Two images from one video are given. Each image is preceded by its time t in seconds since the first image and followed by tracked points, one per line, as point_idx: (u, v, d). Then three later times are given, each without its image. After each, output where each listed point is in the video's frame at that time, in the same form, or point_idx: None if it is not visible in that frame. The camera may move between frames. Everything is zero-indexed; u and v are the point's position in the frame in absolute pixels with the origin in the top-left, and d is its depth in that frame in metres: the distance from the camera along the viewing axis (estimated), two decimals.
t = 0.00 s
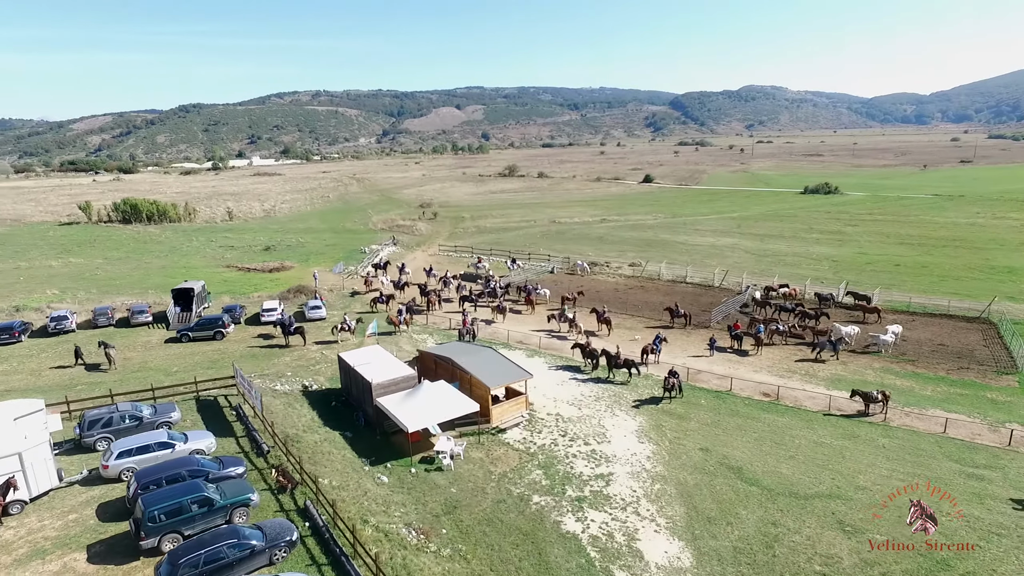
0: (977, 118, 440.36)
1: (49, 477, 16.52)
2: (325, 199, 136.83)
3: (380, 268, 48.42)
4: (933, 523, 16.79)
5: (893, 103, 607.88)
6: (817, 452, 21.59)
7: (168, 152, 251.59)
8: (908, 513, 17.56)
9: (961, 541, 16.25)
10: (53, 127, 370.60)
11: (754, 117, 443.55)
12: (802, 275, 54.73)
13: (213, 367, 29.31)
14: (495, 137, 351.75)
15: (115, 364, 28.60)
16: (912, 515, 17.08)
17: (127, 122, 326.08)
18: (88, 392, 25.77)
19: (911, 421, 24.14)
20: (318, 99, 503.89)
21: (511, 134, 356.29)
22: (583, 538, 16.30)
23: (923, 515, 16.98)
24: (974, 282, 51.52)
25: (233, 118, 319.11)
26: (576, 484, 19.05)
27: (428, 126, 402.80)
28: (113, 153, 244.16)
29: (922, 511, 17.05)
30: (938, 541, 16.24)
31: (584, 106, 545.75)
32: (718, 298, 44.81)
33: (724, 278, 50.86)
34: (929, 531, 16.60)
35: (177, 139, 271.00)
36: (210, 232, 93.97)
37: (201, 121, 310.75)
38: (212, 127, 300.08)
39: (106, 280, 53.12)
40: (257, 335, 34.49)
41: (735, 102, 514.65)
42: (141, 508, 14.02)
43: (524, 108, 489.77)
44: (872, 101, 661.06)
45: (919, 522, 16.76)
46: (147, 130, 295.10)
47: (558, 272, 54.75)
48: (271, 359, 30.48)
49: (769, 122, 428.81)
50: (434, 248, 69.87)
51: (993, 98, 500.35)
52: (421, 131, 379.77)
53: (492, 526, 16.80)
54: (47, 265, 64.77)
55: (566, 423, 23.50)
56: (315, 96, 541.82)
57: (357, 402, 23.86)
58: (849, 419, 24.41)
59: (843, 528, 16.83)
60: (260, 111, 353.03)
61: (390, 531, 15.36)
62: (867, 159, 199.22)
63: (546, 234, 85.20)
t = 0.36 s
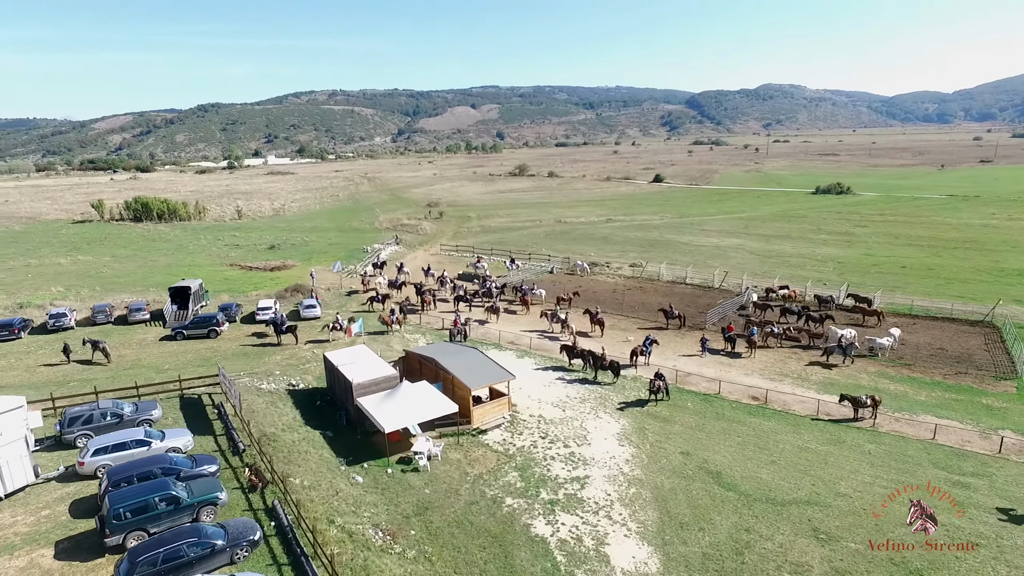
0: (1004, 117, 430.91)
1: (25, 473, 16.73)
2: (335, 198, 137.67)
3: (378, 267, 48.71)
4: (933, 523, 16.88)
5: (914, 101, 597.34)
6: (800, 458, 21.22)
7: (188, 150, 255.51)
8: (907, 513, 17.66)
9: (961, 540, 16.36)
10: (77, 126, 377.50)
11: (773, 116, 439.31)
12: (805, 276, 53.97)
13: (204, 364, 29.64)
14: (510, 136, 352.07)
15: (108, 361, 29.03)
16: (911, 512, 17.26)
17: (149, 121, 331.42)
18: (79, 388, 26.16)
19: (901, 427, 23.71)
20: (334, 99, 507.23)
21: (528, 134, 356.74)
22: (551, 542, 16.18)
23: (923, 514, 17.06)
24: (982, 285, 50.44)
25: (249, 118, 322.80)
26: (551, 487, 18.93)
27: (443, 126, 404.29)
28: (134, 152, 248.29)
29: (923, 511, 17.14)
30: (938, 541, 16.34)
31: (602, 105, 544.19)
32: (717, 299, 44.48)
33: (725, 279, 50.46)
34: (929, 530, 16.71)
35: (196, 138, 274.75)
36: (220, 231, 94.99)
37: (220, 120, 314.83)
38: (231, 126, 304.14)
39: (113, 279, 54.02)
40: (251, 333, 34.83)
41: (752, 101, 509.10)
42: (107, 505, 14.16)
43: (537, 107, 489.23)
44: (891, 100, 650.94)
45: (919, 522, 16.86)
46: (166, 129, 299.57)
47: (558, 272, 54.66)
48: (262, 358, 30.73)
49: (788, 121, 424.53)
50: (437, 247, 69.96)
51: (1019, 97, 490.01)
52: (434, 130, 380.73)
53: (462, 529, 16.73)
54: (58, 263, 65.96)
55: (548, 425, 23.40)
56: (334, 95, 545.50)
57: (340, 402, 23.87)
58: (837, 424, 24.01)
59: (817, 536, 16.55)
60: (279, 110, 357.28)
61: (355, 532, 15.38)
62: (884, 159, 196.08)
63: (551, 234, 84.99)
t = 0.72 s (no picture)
0: None
1: (6, 466, 17.09)
2: (348, 196, 138.82)
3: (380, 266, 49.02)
4: (933, 523, 16.92)
5: (942, 100, 582.96)
6: (783, 464, 20.87)
7: (212, 149, 259.90)
8: (908, 514, 17.70)
9: (961, 540, 16.41)
10: (106, 125, 385.97)
11: (796, 115, 433.05)
12: (812, 278, 53.03)
13: (198, 361, 30.06)
14: (531, 135, 352.45)
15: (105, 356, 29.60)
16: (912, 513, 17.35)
17: (175, 121, 337.65)
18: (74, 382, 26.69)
19: (892, 434, 23.20)
20: (353, 98, 511.33)
21: (546, 133, 356.38)
22: (518, 544, 16.12)
23: (923, 515, 17.10)
24: (995, 288, 49.12)
25: (271, 117, 327.16)
26: (525, 489, 18.84)
27: (462, 125, 405.87)
28: (160, 151, 253.05)
29: (923, 511, 17.17)
30: (938, 541, 16.39)
31: (623, 104, 541.66)
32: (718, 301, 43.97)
33: (729, 280, 49.85)
34: (929, 531, 16.74)
35: (220, 137, 279.23)
36: (234, 229, 96.31)
37: (244, 120, 319.57)
38: (254, 126, 308.74)
39: (123, 275, 55.12)
40: (248, 331, 35.27)
41: (775, 100, 501.64)
42: (76, 500, 14.43)
43: (555, 106, 488.29)
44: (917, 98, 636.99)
45: (919, 522, 16.92)
46: (191, 128, 305.19)
47: (560, 272, 54.49)
48: (255, 356, 31.08)
49: (811, 120, 418.20)
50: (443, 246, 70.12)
51: None
52: (452, 129, 382.15)
53: (430, 529, 16.71)
54: (74, 259, 67.45)
55: (530, 426, 23.30)
56: (355, 95, 550.78)
57: (325, 400, 24.03)
58: (826, 430, 23.58)
59: (790, 544, 16.27)
60: (300, 109, 361.09)
61: (321, 531, 15.47)
62: (907, 159, 191.93)
63: (560, 234, 84.72)
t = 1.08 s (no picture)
0: None
1: None
2: (360, 195, 139.83)
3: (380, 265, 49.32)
4: (933, 522, 17.01)
5: (968, 99, 570.65)
6: (763, 468, 20.64)
7: (232, 148, 263.16)
8: (908, 513, 17.84)
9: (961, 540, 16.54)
10: (130, 125, 393.02)
11: (818, 114, 427.66)
12: (816, 279, 52.34)
13: (192, 358, 30.54)
14: (547, 134, 352.08)
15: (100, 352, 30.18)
16: (912, 510, 17.55)
17: (197, 120, 342.67)
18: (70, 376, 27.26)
19: (880, 439, 22.86)
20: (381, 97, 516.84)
21: (564, 133, 355.62)
22: (486, 545, 16.12)
23: (923, 514, 17.22)
24: (1006, 291, 48.04)
25: (291, 116, 330.55)
26: (498, 490, 18.84)
27: (480, 123, 406.94)
28: (182, 149, 257.13)
29: (923, 511, 17.28)
30: (938, 540, 16.50)
31: (641, 103, 539.02)
32: (718, 301, 43.58)
33: (732, 282, 49.37)
34: (929, 530, 16.84)
35: (241, 136, 282.70)
36: (245, 228, 97.54)
37: (264, 119, 323.27)
38: (275, 125, 312.30)
39: (131, 272, 56.07)
40: (244, 329, 35.71)
41: (795, 99, 496.70)
42: (49, 494, 14.70)
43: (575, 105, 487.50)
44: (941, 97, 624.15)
45: (919, 522, 17.04)
46: (211, 127, 309.76)
47: (561, 272, 54.39)
48: (248, 353, 31.45)
49: (833, 118, 412.14)
50: (447, 246, 70.36)
51: None
52: (468, 129, 382.90)
53: (400, 528, 16.77)
54: (88, 256, 68.76)
55: (512, 427, 23.29)
56: (374, 95, 556.16)
57: (310, 398, 24.21)
58: (812, 434, 23.30)
59: (761, 549, 16.11)
60: (319, 108, 364.06)
61: (288, 528, 15.65)
62: (928, 159, 188.12)
63: (566, 234, 84.51)
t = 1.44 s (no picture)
0: None
1: None
2: (368, 194, 140.58)
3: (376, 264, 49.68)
4: (933, 522, 17.04)
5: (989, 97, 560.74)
6: (736, 470, 20.56)
7: (247, 147, 265.30)
8: (908, 513, 17.86)
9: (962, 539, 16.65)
10: (147, 124, 397.66)
11: (835, 112, 422.66)
12: (815, 280, 51.91)
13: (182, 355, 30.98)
14: (560, 133, 351.65)
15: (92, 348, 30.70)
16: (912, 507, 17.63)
17: (213, 120, 346.17)
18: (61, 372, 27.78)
19: (860, 441, 22.73)
20: (394, 96, 518.71)
21: (576, 132, 354.61)
22: (449, 543, 16.25)
23: (923, 514, 17.20)
24: (1008, 293, 47.32)
25: (305, 116, 332.83)
26: (468, 489, 18.94)
27: (494, 122, 406.64)
28: (198, 148, 259.79)
29: (923, 511, 17.25)
30: (940, 541, 16.58)
31: (655, 102, 535.68)
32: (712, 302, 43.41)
33: (729, 282, 49.15)
34: (929, 530, 16.91)
35: (255, 135, 284.85)
36: (251, 227, 98.38)
37: (279, 118, 325.75)
38: (289, 124, 314.40)
39: (135, 270, 56.90)
40: (237, 327, 36.16)
41: (811, 97, 491.20)
42: (18, 489, 15.01)
43: (587, 104, 486.16)
44: (961, 95, 614.32)
45: (919, 523, 17.05)
46: (227, 126, 312.74)
47: (558, 272, 54.45)
48: (237, 350, 31.87)
49: (850, 117, 406.74)
50: (447, 245, 70.60)
51: None
52: (480, 128, 383.03)
53: (367, 526, 16.93)
54: (95, 254, 69.80)
55: (488, 426, 23.40)
56: (387, 94, 558.16)
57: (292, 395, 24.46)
58: (791, 436, 23.22)
59: (723, 551, 16.08)
60: (332, 108, 366.16)
61: (253, 525, 15.89)
62: (944, 159, 185.17)
63: (568, 233, 84.47)
